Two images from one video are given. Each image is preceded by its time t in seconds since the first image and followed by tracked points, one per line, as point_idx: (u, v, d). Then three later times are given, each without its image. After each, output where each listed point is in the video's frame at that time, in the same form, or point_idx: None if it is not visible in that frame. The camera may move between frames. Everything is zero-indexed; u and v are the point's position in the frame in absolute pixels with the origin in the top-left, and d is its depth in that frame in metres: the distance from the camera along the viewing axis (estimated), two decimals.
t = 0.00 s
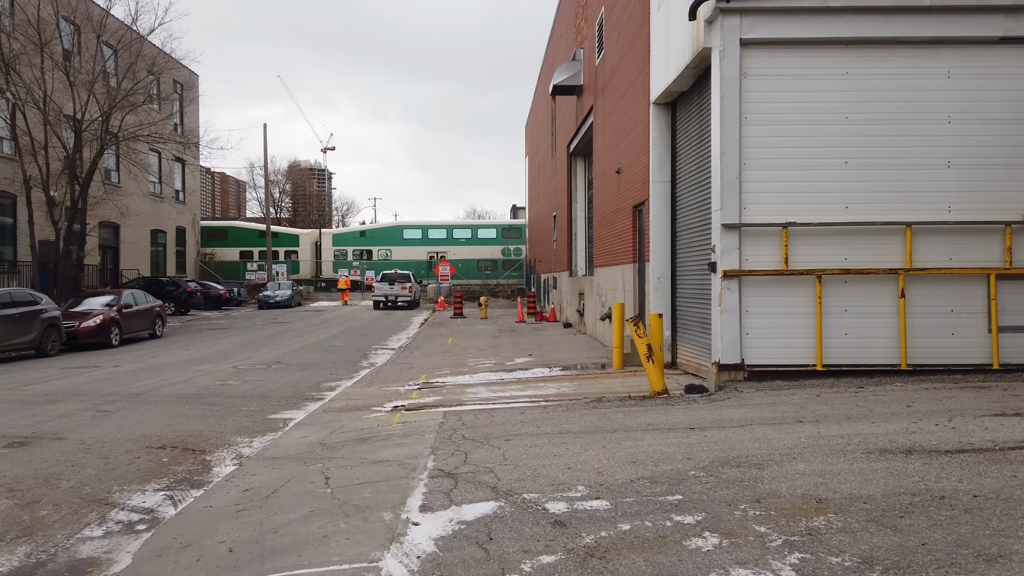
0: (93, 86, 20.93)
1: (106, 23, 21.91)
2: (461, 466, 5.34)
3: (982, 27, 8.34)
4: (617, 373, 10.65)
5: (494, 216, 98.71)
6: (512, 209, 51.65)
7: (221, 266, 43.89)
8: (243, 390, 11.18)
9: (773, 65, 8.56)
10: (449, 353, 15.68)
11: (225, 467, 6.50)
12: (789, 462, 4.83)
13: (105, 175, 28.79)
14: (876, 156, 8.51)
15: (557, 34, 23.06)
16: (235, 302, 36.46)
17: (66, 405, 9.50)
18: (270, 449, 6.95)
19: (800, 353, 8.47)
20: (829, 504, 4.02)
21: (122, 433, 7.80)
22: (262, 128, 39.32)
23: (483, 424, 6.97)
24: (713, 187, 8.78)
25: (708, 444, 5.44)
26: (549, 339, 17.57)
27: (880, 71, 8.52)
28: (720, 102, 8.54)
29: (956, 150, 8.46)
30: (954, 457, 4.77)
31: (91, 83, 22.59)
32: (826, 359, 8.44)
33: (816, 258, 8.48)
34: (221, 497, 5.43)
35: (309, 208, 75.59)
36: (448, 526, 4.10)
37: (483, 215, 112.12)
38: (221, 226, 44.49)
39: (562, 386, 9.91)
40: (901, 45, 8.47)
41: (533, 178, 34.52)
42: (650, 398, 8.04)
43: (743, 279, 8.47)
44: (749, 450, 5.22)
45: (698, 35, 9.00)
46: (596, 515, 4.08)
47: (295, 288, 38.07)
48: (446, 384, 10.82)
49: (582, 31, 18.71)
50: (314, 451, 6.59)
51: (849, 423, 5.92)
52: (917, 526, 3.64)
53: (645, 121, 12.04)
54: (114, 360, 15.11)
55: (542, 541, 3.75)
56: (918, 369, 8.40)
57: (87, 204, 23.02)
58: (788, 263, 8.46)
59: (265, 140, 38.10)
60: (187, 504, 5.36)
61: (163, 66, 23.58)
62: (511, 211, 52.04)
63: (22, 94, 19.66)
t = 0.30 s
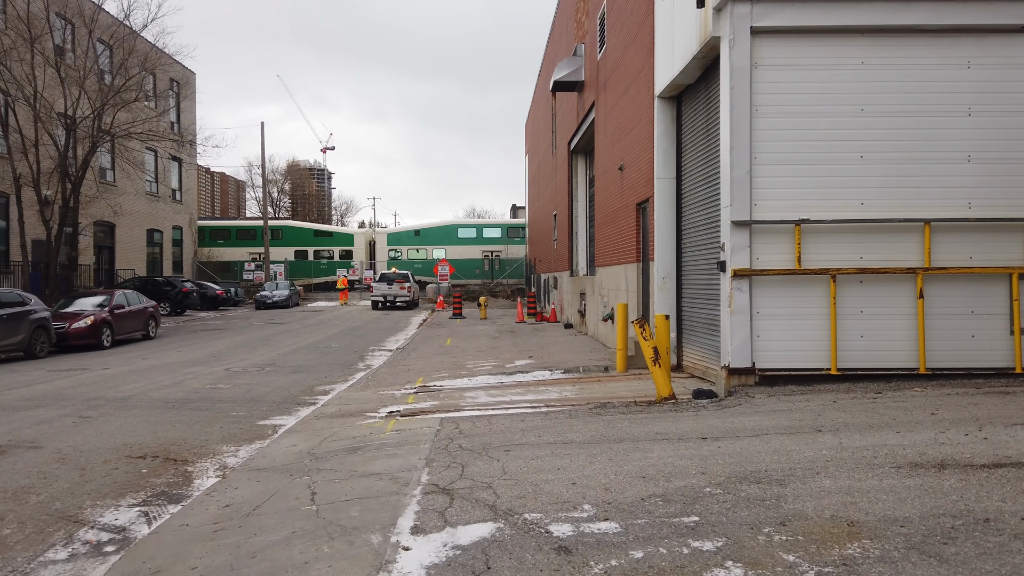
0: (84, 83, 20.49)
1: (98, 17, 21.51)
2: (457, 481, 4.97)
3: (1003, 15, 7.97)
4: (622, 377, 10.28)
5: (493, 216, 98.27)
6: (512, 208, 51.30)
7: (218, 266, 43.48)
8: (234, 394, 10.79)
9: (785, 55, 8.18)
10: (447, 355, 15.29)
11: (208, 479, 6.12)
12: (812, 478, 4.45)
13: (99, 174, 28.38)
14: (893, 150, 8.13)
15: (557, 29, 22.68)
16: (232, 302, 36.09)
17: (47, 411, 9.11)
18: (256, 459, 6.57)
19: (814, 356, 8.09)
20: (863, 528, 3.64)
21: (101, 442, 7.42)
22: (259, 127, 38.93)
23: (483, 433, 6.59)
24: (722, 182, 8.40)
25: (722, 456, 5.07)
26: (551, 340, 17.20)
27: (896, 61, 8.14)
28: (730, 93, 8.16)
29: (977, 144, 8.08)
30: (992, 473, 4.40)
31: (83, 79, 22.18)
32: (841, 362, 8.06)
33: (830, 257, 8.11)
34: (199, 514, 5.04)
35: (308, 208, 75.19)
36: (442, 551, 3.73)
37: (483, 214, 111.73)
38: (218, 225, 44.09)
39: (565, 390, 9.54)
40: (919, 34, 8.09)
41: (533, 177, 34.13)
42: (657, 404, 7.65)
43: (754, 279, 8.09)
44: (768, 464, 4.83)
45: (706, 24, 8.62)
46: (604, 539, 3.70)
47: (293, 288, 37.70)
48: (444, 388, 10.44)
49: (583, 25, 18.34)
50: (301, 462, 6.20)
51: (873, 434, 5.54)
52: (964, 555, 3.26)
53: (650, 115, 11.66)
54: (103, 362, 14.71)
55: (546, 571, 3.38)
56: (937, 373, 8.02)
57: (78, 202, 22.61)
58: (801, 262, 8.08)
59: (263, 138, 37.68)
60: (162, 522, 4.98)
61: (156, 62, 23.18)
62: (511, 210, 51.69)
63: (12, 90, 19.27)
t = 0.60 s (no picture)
0: (82, 81, 20.20)
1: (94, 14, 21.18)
2: (460, 498, 4.62)
3: None
4: (630, 381, 9.94)
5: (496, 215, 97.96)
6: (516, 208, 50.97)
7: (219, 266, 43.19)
8: (230, 398, 10.47)
9: (802, 46, 7.82)
10: (450, 357, 14.95)
11: (197, 492, 5.79)
12: (845, 497, 4.11)
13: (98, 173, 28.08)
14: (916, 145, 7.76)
15: (562, 26, 22.34)
16: (233, 302, 35.80)
17: (35, 416, 8.79)
18: (249, 470, 6.24)
19: (833, 360, 7.74)
20: (908, 557, 3.30)
21: (88, 450, 7.09)
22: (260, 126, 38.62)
23: (488, 442, 6.24)
24: (736, 179, 8.06)
25: (745, 472, 4.72)
26: (556, 342, 16.87)
27: (919, 52, 7.76)
28: (744, 86, 7.81)
29: (1003, 138, 7.71)
30: None
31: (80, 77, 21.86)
32: (861, 367, 7.71)
33: (850, 257, 7.76)
34: (185, 532, 4.71)
35: (310, 208, 74.94)
36: None
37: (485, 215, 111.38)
38: (219, 225, 43.80)
39: (572, 395, 9.19)
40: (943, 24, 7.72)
41: (537, 176, 33.76)
42: (670, 411, 7.31)
43: (770, 280, 7.75)
44: (795, 481, 4.48)
45: (719, 14, 8.27)
46: (622, 568, 3.36)
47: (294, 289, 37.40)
48: (447, 392, 10.10)
49: (589, 21, 17.99)
50: (295, 474, 5.87)
51: (905, 446, 5.18)
52: None
53: (658, 111, 11.32)
54: (98, 365, 14.40)
55: None
56: (962, 378, 7.65)
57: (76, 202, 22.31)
58: (820, 262, 7.73)
59: (264, 137, 37.37)
60: (145, 541, 4.64)
61: (154, 60, 22.86)
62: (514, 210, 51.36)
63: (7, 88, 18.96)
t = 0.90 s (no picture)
0: (77, 78, 19.88)
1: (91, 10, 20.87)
2: (463, 516, 4.31)
3: None
4: (637, 386, 9.62)
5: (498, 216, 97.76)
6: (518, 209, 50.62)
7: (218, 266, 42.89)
8: (224, 403, 10.16)
9: (819, 38, 7.50)
10: (451, 360, 14.65)
11: (184, 505, 5.47)
12: (879, 519, 3.79)
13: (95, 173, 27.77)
14: (937, 142, 7.44)
15: (565, 24, 22.05)
16: (232, 303, 35.50)
17: (21, 422, 8.48)
18: (238, 483, 5.91)
19: (851, 366, 7.43)
20: None
21: (72, 459, 6.78)
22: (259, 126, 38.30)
23: (491, 453, 5.93)
24: (750, 176, 7.75)
25: (767, 488, 4.40)
26: (559, 345, 16.56)
27: (940, 44, 7.45)
28: (759, 81, 7.50)
29: None
30: None
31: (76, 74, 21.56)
32: (880, 373, 7.39)
33: (868, 258, 7.44)
34: (165, 552, 4.39)
35: (312, 208, 74.76)
36: None
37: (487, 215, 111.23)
38: (218, 224, 43.49)
39: (577, 401, 8.89)
40: (965, 15, 7.41)
41: (538, 176, 33.45)
42: (682, 419, 6.99)
43: (786, 282, 7.44)
44: (824, 500, 4.16)
45: (732, 5, 7.96)
46: None
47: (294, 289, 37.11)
48: (448, 398, 9.78)
49: (592, 18, 17.69)
50: (287, 487, 5.54)
51: (938, 461, 4.85)
52: None
53: (665, 108, 11.00)
54: (91, 368, 14.09)
55: None
56: (987, 385, 7.31)
57: (71, 201, 21.98)
58: (837, 264, 7.42)
59: (263, 137, 37.07)
60: (123, 561, 4.32)
61: (151, 57, 22.54)
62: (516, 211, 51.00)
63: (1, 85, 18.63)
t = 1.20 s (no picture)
0: (73, 76, 19.59)
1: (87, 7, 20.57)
2: (464, 534, 3.99)
3: None
4: (645, 390, 9.30)
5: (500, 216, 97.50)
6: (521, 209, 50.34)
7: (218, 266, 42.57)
8: (218, 407, 9.85)
9: (837, 27, 7.18)
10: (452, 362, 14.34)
11: (169, 518, 5.15)
12: (919, 540, 3.47)
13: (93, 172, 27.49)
14: (960, 136, 7.11)
15: (568, 21, 21.73)
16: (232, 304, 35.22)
17: (7, 427, 8.18)
18: (227, 495, 5.59)
19: (870, 370, 7.10)
20: None
21: (55, 468, 6.46)
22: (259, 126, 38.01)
23: (494, 462, 5.62)
24: (764, 172, 7.44)
25: (793, 505, 4.08)
26: (562, 346, 16.24)
27: (962, 34, 7.12)
28: (774, 72, 7.18)
29: None
30: None
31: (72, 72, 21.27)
32: (901, 378, 7.05)
33: (888, 257, 7.12)
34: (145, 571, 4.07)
35: (315, 209, 74.60)
36: None
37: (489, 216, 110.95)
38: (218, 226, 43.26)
39: (583, 405, 8.56)
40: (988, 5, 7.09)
41: (541, 176, 33.15)
42: (694, 426, 6.66)
43: (802, 283, 7.12)
44: (856, 518, 3.83)
45: None
46: None
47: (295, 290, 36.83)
48: (449, 402, 9.47)
49: (597, 14, 17.37)
50: (279, 499, 5.22)
51: (973, 473, 4.52)
52: None
53: (673, 103, 10.68)
54: (85, 370, 13.80)
55: None
56: (1013, 390, 6.98)
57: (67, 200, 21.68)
58: (855, 264, 7.10)
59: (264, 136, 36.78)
60: None
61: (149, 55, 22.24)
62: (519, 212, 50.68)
63: None
